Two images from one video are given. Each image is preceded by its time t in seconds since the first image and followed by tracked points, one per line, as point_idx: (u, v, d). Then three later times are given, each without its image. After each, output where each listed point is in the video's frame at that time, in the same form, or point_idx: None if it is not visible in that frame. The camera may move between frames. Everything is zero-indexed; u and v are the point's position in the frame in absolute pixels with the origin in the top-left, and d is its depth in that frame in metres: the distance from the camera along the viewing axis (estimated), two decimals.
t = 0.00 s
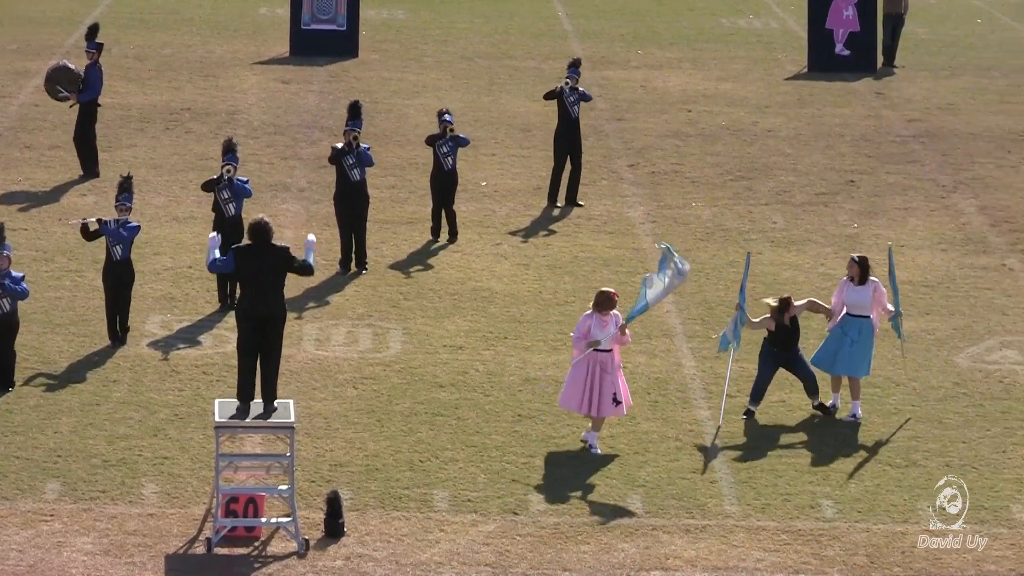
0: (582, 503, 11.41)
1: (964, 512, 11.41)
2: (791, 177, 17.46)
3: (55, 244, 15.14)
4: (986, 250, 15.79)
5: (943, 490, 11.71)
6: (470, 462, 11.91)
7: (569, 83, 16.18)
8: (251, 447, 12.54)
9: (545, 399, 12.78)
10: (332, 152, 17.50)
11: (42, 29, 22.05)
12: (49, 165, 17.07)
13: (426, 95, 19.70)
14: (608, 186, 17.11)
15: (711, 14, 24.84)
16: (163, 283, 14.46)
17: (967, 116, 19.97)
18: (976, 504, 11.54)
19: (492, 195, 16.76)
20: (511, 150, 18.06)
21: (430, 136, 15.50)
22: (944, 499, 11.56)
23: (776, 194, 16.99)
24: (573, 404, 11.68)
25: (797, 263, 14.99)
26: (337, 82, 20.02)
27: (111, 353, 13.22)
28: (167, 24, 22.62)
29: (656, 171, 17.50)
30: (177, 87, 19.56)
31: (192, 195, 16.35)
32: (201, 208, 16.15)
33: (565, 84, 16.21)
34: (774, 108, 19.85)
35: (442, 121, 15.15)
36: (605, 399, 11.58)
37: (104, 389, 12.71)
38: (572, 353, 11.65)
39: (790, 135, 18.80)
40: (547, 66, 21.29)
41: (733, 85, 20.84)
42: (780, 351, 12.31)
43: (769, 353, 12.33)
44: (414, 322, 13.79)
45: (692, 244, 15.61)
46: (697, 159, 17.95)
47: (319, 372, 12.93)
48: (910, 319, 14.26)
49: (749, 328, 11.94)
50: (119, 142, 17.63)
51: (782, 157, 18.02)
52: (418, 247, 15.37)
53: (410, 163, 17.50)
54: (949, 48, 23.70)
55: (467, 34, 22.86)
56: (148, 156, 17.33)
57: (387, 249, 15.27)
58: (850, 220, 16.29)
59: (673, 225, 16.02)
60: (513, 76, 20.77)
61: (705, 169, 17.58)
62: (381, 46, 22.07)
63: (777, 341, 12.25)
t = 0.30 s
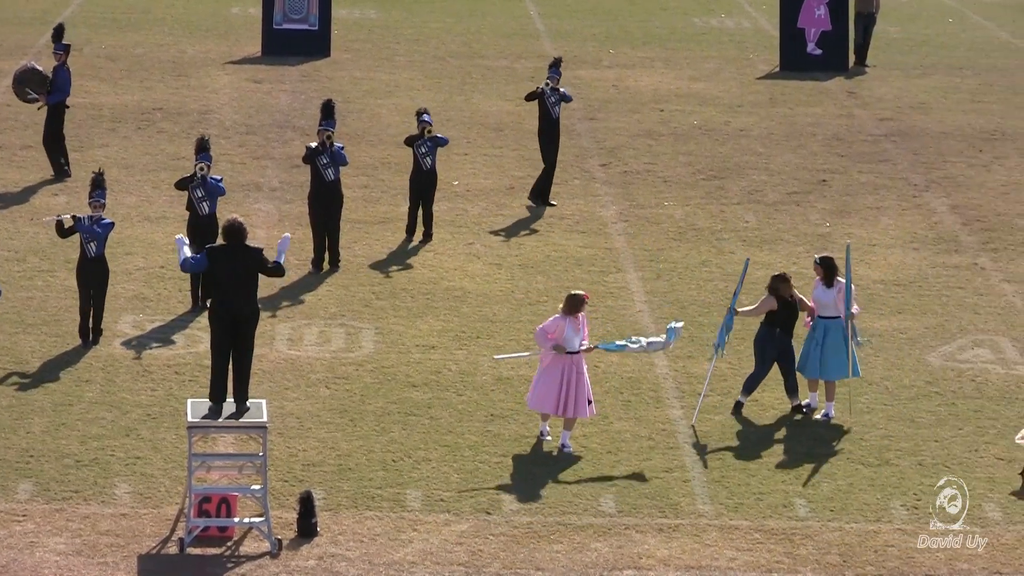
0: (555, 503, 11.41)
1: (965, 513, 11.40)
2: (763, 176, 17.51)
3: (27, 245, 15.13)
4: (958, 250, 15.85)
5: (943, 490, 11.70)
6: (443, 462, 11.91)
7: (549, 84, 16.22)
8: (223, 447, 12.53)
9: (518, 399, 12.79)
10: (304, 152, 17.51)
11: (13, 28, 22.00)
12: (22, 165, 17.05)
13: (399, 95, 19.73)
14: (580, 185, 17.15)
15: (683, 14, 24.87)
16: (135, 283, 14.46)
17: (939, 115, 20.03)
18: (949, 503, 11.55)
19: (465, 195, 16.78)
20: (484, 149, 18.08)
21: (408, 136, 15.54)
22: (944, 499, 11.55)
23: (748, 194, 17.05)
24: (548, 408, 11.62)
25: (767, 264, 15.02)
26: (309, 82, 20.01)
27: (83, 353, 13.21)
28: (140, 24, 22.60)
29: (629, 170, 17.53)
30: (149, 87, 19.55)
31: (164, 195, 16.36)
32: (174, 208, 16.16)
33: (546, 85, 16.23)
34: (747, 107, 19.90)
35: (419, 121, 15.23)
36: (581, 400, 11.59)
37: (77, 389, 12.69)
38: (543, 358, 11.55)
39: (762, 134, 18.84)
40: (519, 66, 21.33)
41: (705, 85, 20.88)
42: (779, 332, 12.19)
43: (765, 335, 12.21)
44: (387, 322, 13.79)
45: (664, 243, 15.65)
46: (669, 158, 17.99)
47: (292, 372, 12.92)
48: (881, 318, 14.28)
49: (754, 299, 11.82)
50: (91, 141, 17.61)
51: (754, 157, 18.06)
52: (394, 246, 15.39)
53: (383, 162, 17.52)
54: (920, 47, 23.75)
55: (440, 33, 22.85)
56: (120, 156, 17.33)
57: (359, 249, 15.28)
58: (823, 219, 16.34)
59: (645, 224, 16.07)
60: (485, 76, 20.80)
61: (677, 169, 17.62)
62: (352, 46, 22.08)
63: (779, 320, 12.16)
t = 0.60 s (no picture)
0: (528, 502, 11.40)
1: (964, 513, 11.39)
2: (737, 175, 17.56)
3: None
4: (931, 248, 15.90)
5: (943, 490, 11.70)
6: (416, 461, 11.90)
7: (533, 84, 16.17)
8: (196, 446, 12.53)
9: (491, 398, 12.80)
10: (278, 151, 17.53)
11: None
12: None
13: (373, 94, 19.76)
14: (554, 184, 17.20)
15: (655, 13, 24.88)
16: (109, 282, 14.46)
17: (912, 114, 20.08)
18: (922, 502, 11.57)
19: (438, 194, 16.81)
20: (457, 148, 18.11)
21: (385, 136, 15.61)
22: (944, 499, 11.54)
23: (721, 192, 17.13)
24: (522, 407, 11.64)
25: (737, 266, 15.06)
26: (282, 81, 20.02)
27: (58, 352, 13.22)
28: (115, 24, 22.59)
29: (602, 170, 17.58)
30: (122, 87, 19.55)
31: (138, 195, 16.37)
32: (147, 207, 16.17)
33: (529, 84, 16.21)
34: (720, 106, 19.95)
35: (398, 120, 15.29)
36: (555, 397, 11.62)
37: (50, 389, 12.68)
38: (513, 357, 11.58)
39: (735, 134, 18.89)
40: (492, 65, 21.38)
41: (678, 84, 20.92)
42: (754, 328, 12.17)
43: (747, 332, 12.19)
44: (360, 321, 13.80)
45: (637, 242, 15.71)
46: (642, 158, 18.03)
47: (265, 372, 12.91)
48: (854, 317, 14.30)
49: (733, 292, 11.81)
50: (64, 141, 17.60)
51: (728, 156, 18.11)
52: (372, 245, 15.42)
53: (357, 162, 17.55)
54: (893, 45, 23.78)
55: (415, 33, 22.87)
56: (94, 155, 17.32)
57: (333, 249, 15.28)
58: (796, 218, 16.39)
59: (619, 223, 16.12)
60: (459, 75, 20.82)
61: (650, 168, 17.68)
62: (324, 45, 22.08)
63: (754, 317, 12.14)
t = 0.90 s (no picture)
0: (500, 501, 11.39)
1: (964, 513, 11.40)
2: (708, 174, 17.64)
3: None
4: (902, 247, 15.97)
5: (943, 490, 11.71)
6: (388, 461, 11.90)
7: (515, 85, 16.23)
8: (168, 446, 12.52)
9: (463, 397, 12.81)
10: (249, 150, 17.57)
11: None
12: None
13: (343, 94, 19.81)
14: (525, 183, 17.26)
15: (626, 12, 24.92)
16: (80, 282, 14.47)
17: (882, 112, 20.15)
18: (893, 501, 11.59)
19: (409, 193, 16.84)
20: (429, 147, 18.15)
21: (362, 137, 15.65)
22: (944, 499, 11.55)
23: (691, 190, 17.21)
24: (495, 406, 11.62)
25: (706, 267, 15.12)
26: (253, 80, 20.03)
27: (28, 351, 13.23)
28: (87, 24, 22.57)
29: (573, 169, 17.65)
30: (93, 87, 19.54)
31: (109, 194, 16.38)
32: (119, 207, 16.18)
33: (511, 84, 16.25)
34: (691, 105, 20.03)
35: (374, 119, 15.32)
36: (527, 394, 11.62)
37: (22, 388, 12.66)
38: (484, 356, 11.57)
39: (706, 132, 18.96)
40: (463, 64, 21.43)
41: (649, 83, 20.97)
42: (718, 326, 12.28)
43: (712, 330, 12.29)
44: (332, 320, 13.83)
45: (609, 241, 15.79)
46: (613, 156, 18.10)
47: (236, 371, 12.91)
48: (825, 316, 14.34)
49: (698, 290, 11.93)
50: (36, 141, 17.58)
51: (698, 155, 18.19)
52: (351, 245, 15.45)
53: (328, 161, 17.59)
54: (863, 44, 23.82)
55: (387, 32, 22.93)
56: (65, 155, 17.32)
57: (304, 248, 15.29)
58: (767, 217, 16.46)
59: (590, 222, 16.20)
60: (430, 74, 20.87)
61: (621, 167, 17.76)
62: (294, 44, 22.09)
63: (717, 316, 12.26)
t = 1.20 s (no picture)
0: (472, 501, 11.34)
1: (964, 513, 11.38)
2: (678, 174, 17.74)
3: None
4: (873, 246, 16.03)
5: (942, 490, 11.70)
6: (359, 460, 11.86)
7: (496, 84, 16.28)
8: (140, 446, 12.48)
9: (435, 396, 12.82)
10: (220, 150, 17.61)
11: None
12: None
13: (315, 93, 19.86)
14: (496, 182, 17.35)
15: (597, 11, 24.96)
16: (51, 281, 14.48)
17: (854, 111, 20.23)
18: (865, 500, 11.57)
19: (382, 192, 16.87)
20: (401, 146, 18.19)
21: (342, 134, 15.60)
22: (944, 499, 11.54)
23: (663, 190, 17.30)
24: (465, 410, 11.59)
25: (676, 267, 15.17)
26: (226, 80, 20.03)
27: None
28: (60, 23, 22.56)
29: (544, 168, 17.74)
30: (64, 86, 19.53)
31: (80, 194, 16.39)
32: (89, 206, 16.19)
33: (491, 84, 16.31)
34: (662, 104, 20.12)
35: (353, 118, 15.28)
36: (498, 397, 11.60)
37: None
38: (455, 361, 11.51)
39: (677, 132, 19.06)
40: (435, 64, 21.50)
41: (620, 82, 21.03)
42: (679, 329, 12.34)
43: (671, 333, 12.36)
44: (304, 320, 13.84)
45: (581, 241, 15.87)
46: (584, 156, 18.17)
47: (208, 371, 12.91)
48: (796, 315, 14.37)
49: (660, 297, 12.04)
50: (7, 141, 17.56)
51: (670, 155, 18.28)
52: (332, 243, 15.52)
53: (300, 160, 17.62)
54: (834, 42, 23.86)
55: (358, 32, 22.99)
56: (35, 155, 17.31)
57: (276, 248, 15.29)
58: (738, 216, 16.55)
59: (562, 221, 16.27)
60: (401, 73, 20.92)
61: (592, 166, 17.84)
62: (265, 44, 22.09)
63: (681, 319, 12.28)
